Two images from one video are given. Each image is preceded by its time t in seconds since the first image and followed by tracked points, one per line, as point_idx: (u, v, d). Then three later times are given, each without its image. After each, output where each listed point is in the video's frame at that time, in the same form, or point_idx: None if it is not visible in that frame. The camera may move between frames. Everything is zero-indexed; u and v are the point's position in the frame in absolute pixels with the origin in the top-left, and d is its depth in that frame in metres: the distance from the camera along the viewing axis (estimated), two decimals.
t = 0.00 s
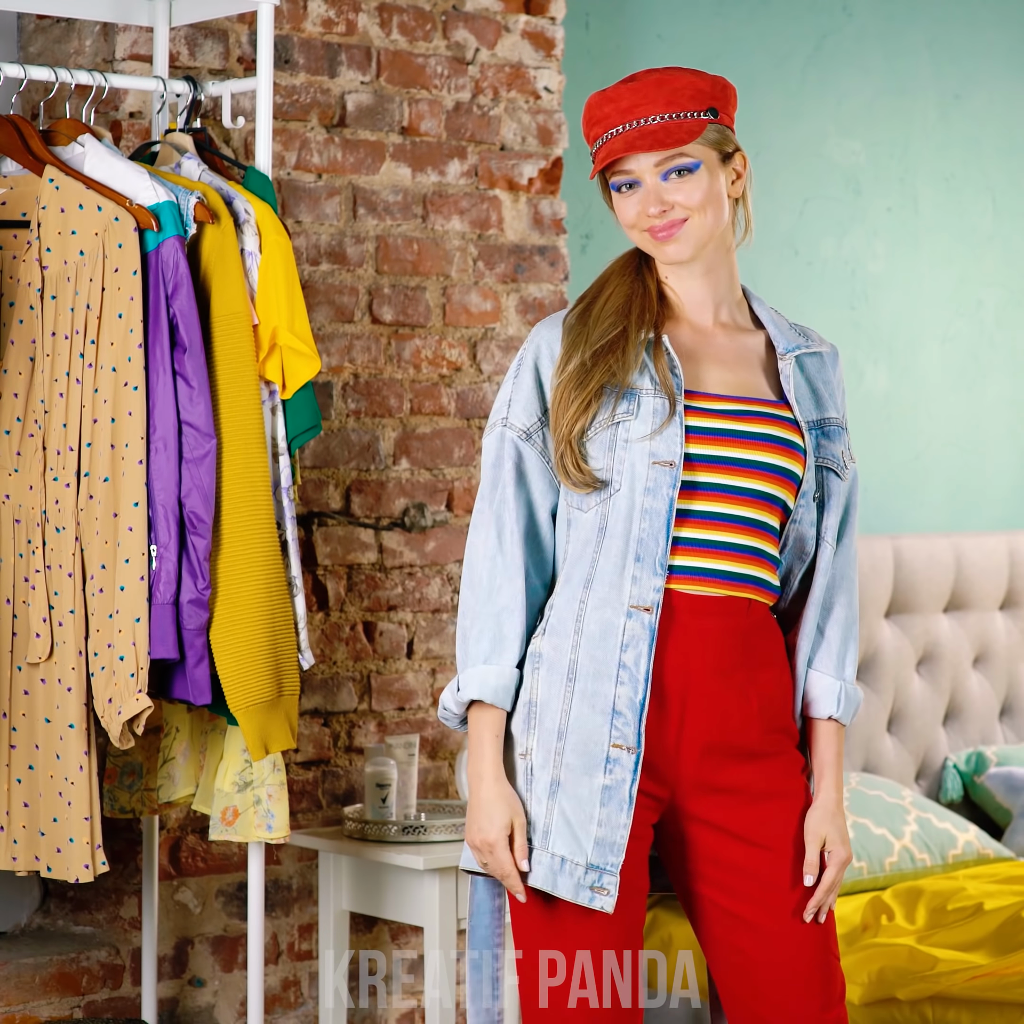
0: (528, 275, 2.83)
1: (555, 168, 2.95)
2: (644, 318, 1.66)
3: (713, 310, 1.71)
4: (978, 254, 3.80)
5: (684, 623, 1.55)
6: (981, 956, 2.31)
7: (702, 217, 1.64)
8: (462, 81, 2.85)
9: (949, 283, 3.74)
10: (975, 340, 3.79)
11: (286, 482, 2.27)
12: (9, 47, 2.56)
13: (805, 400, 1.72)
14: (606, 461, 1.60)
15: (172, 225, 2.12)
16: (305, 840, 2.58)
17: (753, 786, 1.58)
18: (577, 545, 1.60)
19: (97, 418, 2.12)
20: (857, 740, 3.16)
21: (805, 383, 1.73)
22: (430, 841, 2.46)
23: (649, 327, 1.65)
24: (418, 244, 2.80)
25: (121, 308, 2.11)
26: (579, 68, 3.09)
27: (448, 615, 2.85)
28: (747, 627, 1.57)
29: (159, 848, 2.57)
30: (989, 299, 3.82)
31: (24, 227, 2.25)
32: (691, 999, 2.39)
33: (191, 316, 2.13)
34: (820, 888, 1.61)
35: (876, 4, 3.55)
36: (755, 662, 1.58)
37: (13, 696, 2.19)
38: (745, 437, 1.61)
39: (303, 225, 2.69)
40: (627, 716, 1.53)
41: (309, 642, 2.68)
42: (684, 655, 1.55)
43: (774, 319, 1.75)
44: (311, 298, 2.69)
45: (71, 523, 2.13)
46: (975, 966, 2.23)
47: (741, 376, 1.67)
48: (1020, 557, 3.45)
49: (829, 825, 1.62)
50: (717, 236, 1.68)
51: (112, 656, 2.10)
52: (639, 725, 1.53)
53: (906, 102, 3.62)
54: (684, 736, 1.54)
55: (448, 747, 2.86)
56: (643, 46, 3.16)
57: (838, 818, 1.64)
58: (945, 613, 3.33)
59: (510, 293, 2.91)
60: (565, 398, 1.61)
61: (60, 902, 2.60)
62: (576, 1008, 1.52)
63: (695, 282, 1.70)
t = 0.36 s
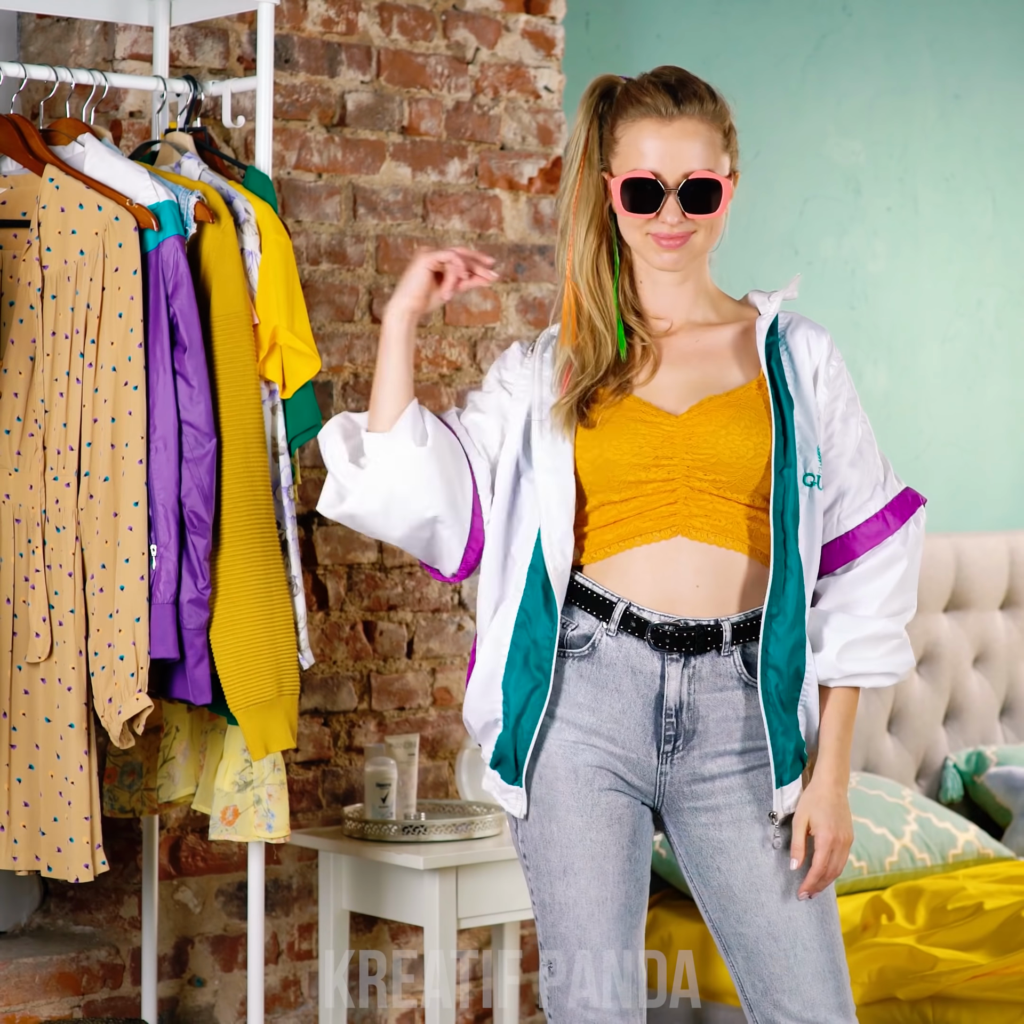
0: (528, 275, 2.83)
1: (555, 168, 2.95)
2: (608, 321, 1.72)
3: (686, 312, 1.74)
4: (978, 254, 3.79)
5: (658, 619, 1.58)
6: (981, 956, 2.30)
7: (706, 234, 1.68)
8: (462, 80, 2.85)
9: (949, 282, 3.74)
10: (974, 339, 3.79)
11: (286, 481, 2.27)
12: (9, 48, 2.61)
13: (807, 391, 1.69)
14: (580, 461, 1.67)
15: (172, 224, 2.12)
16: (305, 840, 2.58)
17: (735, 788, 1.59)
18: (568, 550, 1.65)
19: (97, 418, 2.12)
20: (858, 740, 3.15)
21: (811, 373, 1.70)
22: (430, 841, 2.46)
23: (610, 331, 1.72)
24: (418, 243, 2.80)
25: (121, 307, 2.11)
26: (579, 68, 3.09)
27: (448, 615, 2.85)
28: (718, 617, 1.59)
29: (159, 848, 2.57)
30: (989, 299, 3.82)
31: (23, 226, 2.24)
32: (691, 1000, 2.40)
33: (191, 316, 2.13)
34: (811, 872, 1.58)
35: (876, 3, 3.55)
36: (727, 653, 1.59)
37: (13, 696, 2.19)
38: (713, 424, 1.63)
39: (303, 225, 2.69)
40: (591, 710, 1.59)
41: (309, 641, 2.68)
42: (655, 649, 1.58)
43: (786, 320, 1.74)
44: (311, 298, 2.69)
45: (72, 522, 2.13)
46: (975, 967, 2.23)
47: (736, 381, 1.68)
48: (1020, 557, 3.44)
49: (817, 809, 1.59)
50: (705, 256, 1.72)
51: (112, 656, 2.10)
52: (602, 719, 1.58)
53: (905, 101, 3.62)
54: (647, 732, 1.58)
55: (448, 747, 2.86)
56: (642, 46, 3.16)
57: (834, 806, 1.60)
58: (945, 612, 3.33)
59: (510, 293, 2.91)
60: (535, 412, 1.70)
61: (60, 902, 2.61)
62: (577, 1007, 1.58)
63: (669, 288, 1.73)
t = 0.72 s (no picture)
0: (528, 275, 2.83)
1: (554, 168, 2.95)
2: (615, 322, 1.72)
3: (691, 314, 1.74)
4: (978, 254, 3.79)
5: (654, 621, 1.58)
6: (981, 956, 2.30)
7: (704, 236, 1.67)
8: (462, 80, 2.85)
9: (949, 282, 3.74)
10: (974, 339, 3.79)
11: (287, 482, 2.27)
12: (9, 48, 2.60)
13: (812, 392, 1.69)
14: (594, 462, 1.68)
15: (172, 224, 2.12)
16: (305, 840, 2.58)
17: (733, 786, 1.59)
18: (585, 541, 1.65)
19: (97, 418, 2.12)
20: (857, 740, 3.16)
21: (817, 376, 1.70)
22: (430, 841, 2.46)
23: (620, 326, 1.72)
24: (418, 244, 2.80)
25: (121, 307, 2.11)
26: (579, 67, 3.09)
27: (448, 615, 2.85)
28: (715, 619, 1.58)
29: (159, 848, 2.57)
30: (989, 299, 3.82)
31: (23, 226, 2.24)
32: (690, 999, 2.41)
33: (191, 316, 2.13)
34: (811, 872, 1.57)
35: (876, 3, 3.55)
36: (723, 655, 1.58)
37: (13, 696, 2.19)
38: (717, 427, 1.64)
39: (303, 225, 2.69)
40: (587, 710, 1.59)
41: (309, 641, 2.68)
42: (651, 650, 1.58)
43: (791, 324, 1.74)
44: (311, 298, 2.69)
45: (72, 523, 2.13)
46: (975, 967, 2.23)
47: (734, 383, 1.69)
48: (1020, 557, 3.44)
49: (817, 808, 1.59)
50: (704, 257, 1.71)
51: (112, 656, 2.10)
52: (597, 720, 1.58)
53: (905, 101, 3.62)
54: (643, 733, 1.57)
55: (448, 747, 2.86)
56: (642, 46, 3.16)
57: (833, 805, 1.59)
58: (945, 612, 3.33)
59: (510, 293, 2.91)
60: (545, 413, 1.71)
61: (60, 902, 2.60)
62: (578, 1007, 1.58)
63: (672, 289, 1.74)
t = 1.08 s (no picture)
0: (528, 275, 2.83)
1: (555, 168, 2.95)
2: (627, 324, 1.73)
3: (703, 316, 1.75)
4: (978, 254, 3.79)
5: (651, 621, 1.58)
6: (981, 956, 2.30)
7: (694, 238, 1.66)
8: (462, 81, 2.85)
9: (949, 282, 3.74)
10: (975, 339, 3.79)
11: (287, 482, 2.27)
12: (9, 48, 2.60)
13: (824, 398, 1.69)
14: (603, 458, 1.68)
15: (172, 224, 2.12)
16: (305, 840, 2.58)
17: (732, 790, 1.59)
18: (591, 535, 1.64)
19: (97, 418, 2.12)
20: (857, 740, 3.16)
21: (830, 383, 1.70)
22: (430, 841, 2.46)
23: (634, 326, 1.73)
24: (418, 243, 2.80)
25: (121, 307, 2.11)
26: (579, 68, 3.09)
27: (448, 615, 2.85)
28: (713, 620, 1.58)
29: (159, 848, 2.57)
30: (989, 299, 3.82)
31: (24, 226, 2.24)
32: (690, 999, 2.41)
33: (191, 316, 2.13)
34: (806, 877, 1.57)
35: (876, 4, 3.55)
36: (720, 657, 1.58)
37: (13, 696, 2.19)
38: (723, 427, 1.64)
39: (303, 225, 2.69)
40: (583, 712, 1.59)
41: (308, 640, 2.68)
42: (648, 651, 1.58)
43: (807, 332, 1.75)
44: (311, 298, 2.69)
45: (72, 522, 2.13)
46: (976, 967, 2.23)
47: (739, 383, 1.69)
48: (1020, 557, 3.44)
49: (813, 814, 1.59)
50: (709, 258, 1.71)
51: (112, 656, 2.10)
52: (593, 722, 1.58)
53: (906, 101, 3.62)
54: (638, 735, 1.57)
55: (448, 747, 2.86)
56: (642, 46, 3.16)
57: (830, 811, 1.59)
58: (945, 612, 3.33)
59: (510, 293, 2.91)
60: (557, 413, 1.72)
61: (60, 902, 2.60)
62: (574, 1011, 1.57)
63: (685, 293, 1.74)
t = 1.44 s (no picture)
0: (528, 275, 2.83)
1: (555, 168, 2.95)
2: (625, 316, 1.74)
3: (706, 307, 1.74)
4: (978, 253, 3.79)
5: (671, 615, 1.60)
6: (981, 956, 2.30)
7: (727, 230, 1.68)
8: (462, 81, 2.85)
9: (949, 282, 3.73)
10: (975, 339, 3.79)
11: (287, 482, 2.27)
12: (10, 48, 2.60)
13: (839, 369, 1.73)
14: (607, 454, 1.70)
15: (173, 224, 2.12)
16: (305, 840, 2.58)
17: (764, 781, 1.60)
18: (599, 543, 1.67)
19: (97, 418, 2.12)
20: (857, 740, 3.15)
21: (841, 349, 1.74)
22: (430, 841, 2.46)
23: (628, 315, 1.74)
24: (418, 243, 2.80)
25: (121, 307, 2.11)
26: (579, 67, 3.09)
27: (448, 615, 2.85)
28: (732, 611, 1.60)
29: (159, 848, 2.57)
30: (989, 299, 3.82)
31: (23, 226, 2.24)
32: (691, 999, 2.42)
33: (191, 316, 2.13)
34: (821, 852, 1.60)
35: (877, 3, 3.55)
36: (741, 646, 1.59)
37: (13, 696, 2.19)
38: (728, 418, 1.64)
39: (303, 225, 2.69)
40: (606, 709, 1.61)
41: (309, 640, 2.68)
42: (668, 643, 1.60)
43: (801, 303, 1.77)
44: (311, 298, 2.69)
45: (72, 522, 2.13)
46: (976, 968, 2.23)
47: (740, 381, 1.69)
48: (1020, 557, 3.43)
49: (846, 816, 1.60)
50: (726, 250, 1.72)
51: (112, 656, 2.10)
52: (617, 718, 1.60)
53: (906, 101, 3.62)
54: (663, 729, 1.59)
55: (448, 747, 2.86)
56: (642, 45, 3.16)
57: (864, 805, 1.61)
58: (945, 612, 3.33)
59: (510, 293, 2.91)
60: (553, 414, 1.75)
61: (60, 902, 2.60)
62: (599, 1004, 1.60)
63: (689, 284, 1.74)
